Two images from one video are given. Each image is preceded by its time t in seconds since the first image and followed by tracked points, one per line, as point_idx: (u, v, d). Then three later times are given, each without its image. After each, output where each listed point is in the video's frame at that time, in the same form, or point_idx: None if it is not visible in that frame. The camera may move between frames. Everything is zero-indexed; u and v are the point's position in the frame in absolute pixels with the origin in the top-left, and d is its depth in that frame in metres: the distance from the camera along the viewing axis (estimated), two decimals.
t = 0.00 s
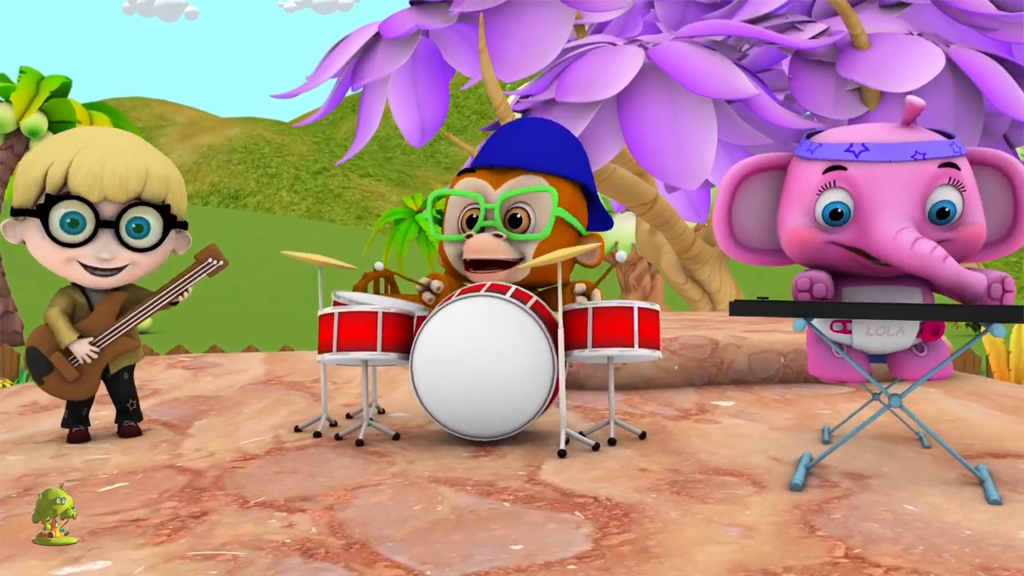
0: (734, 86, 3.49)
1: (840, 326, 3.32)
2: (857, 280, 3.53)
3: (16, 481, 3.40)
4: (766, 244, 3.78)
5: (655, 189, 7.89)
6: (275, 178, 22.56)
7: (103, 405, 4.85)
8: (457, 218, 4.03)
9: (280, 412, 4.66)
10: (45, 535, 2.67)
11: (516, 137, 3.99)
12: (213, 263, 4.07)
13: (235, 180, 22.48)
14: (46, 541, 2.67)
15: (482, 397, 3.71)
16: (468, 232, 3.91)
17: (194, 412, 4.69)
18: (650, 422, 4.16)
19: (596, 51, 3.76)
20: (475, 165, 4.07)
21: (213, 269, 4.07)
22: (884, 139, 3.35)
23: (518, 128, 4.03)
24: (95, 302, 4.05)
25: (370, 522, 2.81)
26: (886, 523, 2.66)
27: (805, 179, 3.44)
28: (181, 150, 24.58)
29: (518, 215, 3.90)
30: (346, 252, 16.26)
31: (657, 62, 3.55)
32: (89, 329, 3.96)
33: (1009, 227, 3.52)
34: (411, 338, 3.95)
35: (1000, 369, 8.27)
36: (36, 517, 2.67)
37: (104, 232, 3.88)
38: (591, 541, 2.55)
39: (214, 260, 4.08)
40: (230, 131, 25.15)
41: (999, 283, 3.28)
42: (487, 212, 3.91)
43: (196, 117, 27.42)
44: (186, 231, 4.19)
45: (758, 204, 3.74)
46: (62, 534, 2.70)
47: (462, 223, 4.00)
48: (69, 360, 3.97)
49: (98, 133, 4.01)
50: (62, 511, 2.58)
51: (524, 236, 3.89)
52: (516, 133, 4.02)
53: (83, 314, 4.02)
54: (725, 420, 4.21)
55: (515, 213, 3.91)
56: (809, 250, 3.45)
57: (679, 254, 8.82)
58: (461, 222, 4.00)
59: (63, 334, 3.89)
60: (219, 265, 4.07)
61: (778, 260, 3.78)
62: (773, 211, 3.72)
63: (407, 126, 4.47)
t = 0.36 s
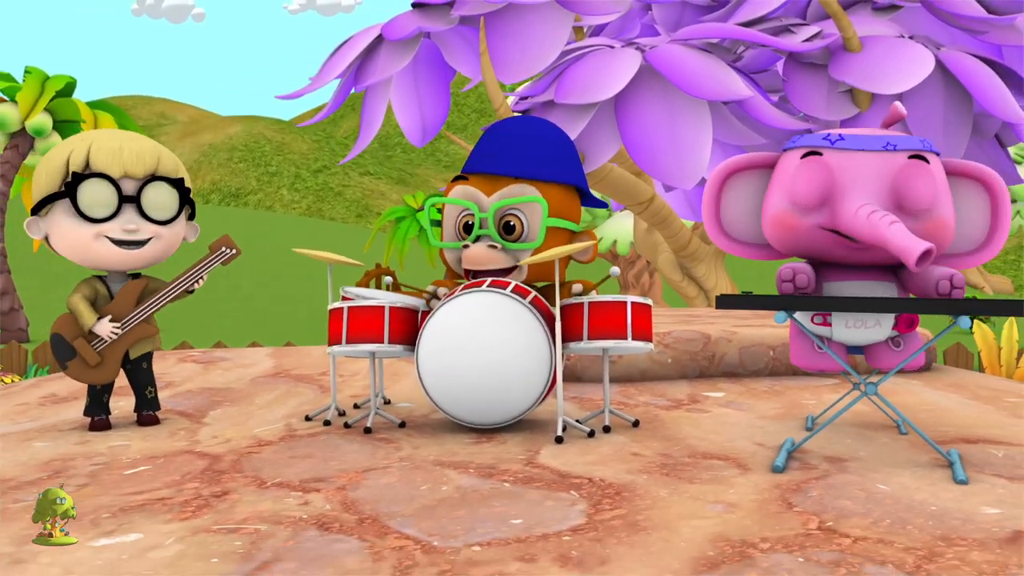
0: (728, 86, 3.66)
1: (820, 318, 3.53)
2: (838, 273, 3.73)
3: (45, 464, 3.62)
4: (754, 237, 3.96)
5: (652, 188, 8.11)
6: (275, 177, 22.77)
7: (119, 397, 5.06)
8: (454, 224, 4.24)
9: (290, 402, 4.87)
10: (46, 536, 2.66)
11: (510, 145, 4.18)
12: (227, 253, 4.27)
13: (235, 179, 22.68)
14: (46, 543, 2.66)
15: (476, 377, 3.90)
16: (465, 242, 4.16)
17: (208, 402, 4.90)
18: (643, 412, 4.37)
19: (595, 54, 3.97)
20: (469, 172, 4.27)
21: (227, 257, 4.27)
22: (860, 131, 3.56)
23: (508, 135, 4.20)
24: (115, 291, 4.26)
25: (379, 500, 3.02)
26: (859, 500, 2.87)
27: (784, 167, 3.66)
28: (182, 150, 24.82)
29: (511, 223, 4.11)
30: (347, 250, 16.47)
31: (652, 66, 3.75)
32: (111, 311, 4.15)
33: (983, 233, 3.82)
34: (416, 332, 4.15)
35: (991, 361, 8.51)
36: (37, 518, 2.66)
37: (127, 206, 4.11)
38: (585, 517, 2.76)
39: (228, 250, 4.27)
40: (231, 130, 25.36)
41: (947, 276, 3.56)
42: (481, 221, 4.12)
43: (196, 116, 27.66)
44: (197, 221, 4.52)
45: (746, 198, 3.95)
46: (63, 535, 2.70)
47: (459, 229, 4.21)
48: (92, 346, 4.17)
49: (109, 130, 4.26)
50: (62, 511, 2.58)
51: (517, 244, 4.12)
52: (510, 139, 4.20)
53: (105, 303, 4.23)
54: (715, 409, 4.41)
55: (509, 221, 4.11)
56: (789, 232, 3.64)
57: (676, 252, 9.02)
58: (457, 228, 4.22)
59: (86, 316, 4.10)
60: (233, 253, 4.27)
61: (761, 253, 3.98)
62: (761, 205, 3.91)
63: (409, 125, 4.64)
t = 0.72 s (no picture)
0: (721, 87, 3.88)
1: (803, 313, 3.72)
2: (820, 269, 3.94)
3: (71, 450, 3.84)
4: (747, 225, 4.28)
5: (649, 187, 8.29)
6: (276, 175, 22.97)
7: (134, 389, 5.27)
8: (452, 226, 4.43)
9: (299, 394, 5.07)
10: (45, 537, 2.68)
11: (501, 145, 4.38)
12: (240, 253, 4.47)
13: (237, 178, 22.87)
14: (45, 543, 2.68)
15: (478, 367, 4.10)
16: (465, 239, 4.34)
17: (220, 394, 5.11)
18: (636, 402, 4.57)
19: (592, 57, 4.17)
20: (462, 177, 4.47)
21: (240, 258, 4.46)
22: (841, 135, 3.77)
23: (498, 138, 4.41)
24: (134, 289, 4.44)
25: (388, 481, 3.22)
26: (835, 480, 3.08)
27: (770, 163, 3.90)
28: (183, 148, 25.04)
29: (507, 214, 4.30)
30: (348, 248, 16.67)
31: (651, 67, 3.96)
32: (130, 310, 4.34)
33: (973, 246, 3.77)
34: (420, 325, 4.36)
35: (983, 358, 8.73)
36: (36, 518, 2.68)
37: (145, 213, 4.31)
38: (580, 495, 2.97)
39: (241, 250, 4.47)
40: (232, 129, 25.56)
41: (912, 263, 3.72)
42: (478, 218, 4.32)
43: (196, 116, 27.94)
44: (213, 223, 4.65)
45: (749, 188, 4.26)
46: (62, 534, 2.72)
47: (458, 229, 4.40)
48: (111, 342, 4.36)
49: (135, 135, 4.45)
50: (64, 511, 2.58)
51: (515, 232, 4.30)
52: (499, 138, 4.41)
53: (124, 300, 4.43)
54: (705, 400, 4.61)
55: (504, 213, 4.31)
56: (765, 224, 3.89)
57: (673, 250, 9.21)
58: (456, 229, 4.41)
59: (106, 316, 4.29)
60: (245, 253, 4.46)
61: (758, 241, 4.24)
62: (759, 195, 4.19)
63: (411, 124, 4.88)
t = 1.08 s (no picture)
0: (719, 91, 4.31)
1: (790, 308, 3.91)
2: (803, 267, 4.15)
3: (92, 438, 4.04)
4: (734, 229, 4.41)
5: (647, 187, 8.46)
6: (277, 174, 23.12)
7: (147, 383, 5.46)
8: (456, 221, 4.63)
9: (307, 387, 5.27)
10: (45, 536, 2.69)
11: (503, 148, 4.66)
12: (252, 253, 4.66)
13: (238, 176, 22.91)
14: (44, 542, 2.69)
15: (486, 359, 4.29)
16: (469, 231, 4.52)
17: (230, 387, 5.30)
18: (631, 394, 4.76)
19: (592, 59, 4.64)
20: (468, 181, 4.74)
21: (252, 258, 4.65)
22: (821, 145, 3.95)
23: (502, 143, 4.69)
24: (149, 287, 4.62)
25: (394, 466, 3.42)
26: (816, 465, 3.27)
27: (755, 175, 4.07)
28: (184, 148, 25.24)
29: (511, 208, 4.50)
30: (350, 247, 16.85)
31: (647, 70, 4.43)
32: (146, 308, 4.52)
33: (944, 236, 4.01)
34: (425, 321, 4.56)
35: (976, 355, 8.89)
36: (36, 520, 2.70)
37: (160, 220, 4.48)
38: (576, 478, 3.17)
39: (253, 250, 4.66)
40: (233, 128, 25.74)
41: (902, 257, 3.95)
42: (482, 212, 4.51)
43: (197, 116, 28.18)
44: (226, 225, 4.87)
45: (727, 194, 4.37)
46: (62, 534, 2.74)
47: (462, 224, 4.60)
48: (129, 338, 4.53)
49: (153, 142, 4.61)
50: (63, 511, 2.64)
51: (518, 224, 4.50)
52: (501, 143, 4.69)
53: (141, 299, 4.60)
54: (698, 392, 4.80)
55: (507, 208, 4.51)
56: (756, 234, 4.08)
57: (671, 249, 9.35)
58: (460, 225, 4.61)
59: (123, 314, 4.46)
60: (257, 254, 4.65)
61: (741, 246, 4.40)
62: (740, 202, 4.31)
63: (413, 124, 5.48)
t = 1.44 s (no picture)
0: (714, 93, 4.45)
1: (776, 304, 4.08)
2: (790, 265, 4.34)
3: (110, 428, 4.21)
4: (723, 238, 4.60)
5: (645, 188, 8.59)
6: (278, 174, 23.29)
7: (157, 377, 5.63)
8: (468, 215, 4.83)
9: (314, 381, 5.44)
10: (46, 536, 2.77)
11: (521, 148, 4.84)
12: (260, 245, 4.82)
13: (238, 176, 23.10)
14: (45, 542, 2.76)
15: (494, 352, 4.45)
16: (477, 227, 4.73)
17: (239, 381, 5.47)
18: (627, 386, 4.94)
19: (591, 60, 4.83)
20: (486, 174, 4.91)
21: (261, 249, 4.80)
22: (807, 153, 4.11)
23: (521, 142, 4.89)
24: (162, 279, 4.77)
25: (401, 454, 3.60)
26: (799, 452, 3.46)
27: (745, 187, 4.23)
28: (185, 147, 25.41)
29: (521, 211, 4.70)
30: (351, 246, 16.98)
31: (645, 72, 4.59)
32: (161, 297, 4.66)
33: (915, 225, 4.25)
34: (428, 315, 4.74)
35: (969, 353, 8.89)
36: (36, 520, 2.78)
37: (173, 202, 4.65)
38: (573, 464, 3.36)
39: (261, 242, 4.81)
40: (234, 128, 25.88)
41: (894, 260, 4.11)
42: (492, 210, 4.71)
43: (197, 115, 28.36)
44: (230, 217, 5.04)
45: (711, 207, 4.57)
46: (62, 534, 2.81)
47: (472, 219, 4.81)
48: (144, 327, 4.67)
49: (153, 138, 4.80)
50: (62, 511, 2.73)
51: (523, 229, 4.69)
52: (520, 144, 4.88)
53: (154, 290, 4.73)
54: (692, 384, 4.98)
55: (518, 210, 4.70)
56: (754, 242, 4.25)
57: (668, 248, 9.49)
58: (471, 219, 4.82)
59: (138, 301, 4.60)
60: (265, 245, 4.81)
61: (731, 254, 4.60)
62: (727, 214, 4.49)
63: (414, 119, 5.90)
